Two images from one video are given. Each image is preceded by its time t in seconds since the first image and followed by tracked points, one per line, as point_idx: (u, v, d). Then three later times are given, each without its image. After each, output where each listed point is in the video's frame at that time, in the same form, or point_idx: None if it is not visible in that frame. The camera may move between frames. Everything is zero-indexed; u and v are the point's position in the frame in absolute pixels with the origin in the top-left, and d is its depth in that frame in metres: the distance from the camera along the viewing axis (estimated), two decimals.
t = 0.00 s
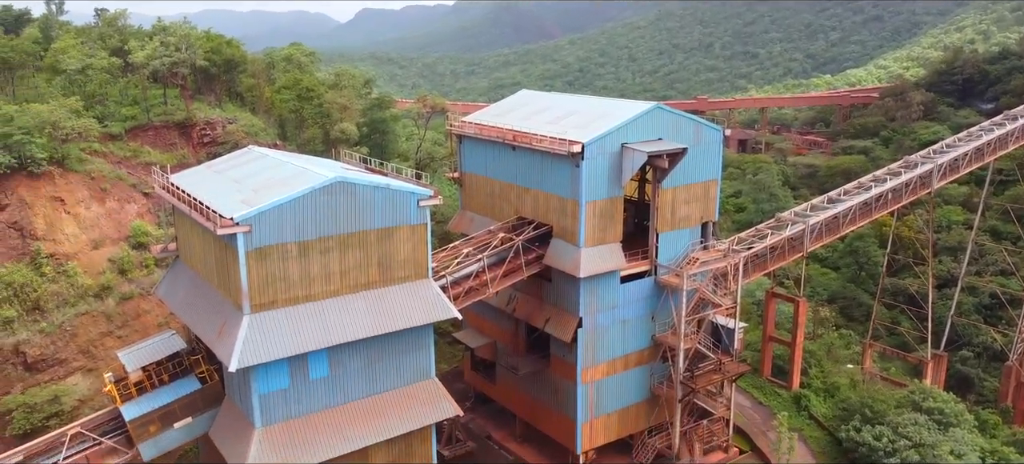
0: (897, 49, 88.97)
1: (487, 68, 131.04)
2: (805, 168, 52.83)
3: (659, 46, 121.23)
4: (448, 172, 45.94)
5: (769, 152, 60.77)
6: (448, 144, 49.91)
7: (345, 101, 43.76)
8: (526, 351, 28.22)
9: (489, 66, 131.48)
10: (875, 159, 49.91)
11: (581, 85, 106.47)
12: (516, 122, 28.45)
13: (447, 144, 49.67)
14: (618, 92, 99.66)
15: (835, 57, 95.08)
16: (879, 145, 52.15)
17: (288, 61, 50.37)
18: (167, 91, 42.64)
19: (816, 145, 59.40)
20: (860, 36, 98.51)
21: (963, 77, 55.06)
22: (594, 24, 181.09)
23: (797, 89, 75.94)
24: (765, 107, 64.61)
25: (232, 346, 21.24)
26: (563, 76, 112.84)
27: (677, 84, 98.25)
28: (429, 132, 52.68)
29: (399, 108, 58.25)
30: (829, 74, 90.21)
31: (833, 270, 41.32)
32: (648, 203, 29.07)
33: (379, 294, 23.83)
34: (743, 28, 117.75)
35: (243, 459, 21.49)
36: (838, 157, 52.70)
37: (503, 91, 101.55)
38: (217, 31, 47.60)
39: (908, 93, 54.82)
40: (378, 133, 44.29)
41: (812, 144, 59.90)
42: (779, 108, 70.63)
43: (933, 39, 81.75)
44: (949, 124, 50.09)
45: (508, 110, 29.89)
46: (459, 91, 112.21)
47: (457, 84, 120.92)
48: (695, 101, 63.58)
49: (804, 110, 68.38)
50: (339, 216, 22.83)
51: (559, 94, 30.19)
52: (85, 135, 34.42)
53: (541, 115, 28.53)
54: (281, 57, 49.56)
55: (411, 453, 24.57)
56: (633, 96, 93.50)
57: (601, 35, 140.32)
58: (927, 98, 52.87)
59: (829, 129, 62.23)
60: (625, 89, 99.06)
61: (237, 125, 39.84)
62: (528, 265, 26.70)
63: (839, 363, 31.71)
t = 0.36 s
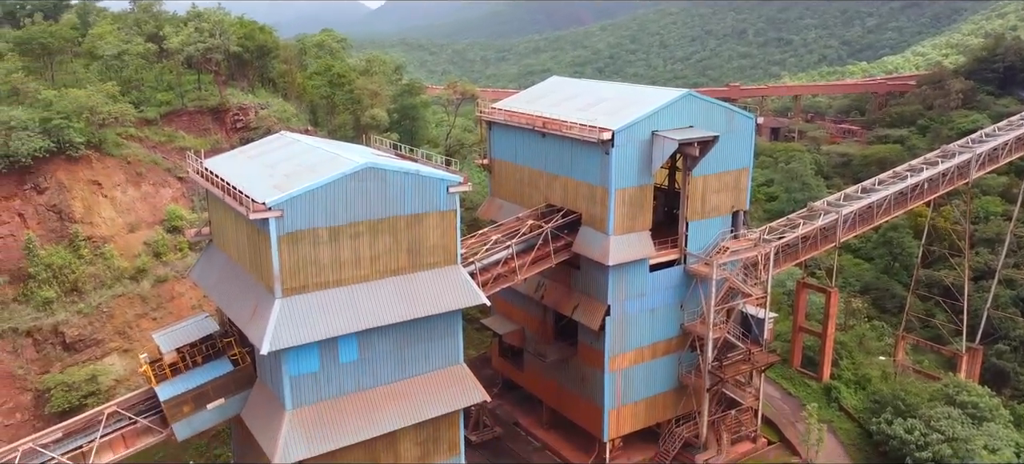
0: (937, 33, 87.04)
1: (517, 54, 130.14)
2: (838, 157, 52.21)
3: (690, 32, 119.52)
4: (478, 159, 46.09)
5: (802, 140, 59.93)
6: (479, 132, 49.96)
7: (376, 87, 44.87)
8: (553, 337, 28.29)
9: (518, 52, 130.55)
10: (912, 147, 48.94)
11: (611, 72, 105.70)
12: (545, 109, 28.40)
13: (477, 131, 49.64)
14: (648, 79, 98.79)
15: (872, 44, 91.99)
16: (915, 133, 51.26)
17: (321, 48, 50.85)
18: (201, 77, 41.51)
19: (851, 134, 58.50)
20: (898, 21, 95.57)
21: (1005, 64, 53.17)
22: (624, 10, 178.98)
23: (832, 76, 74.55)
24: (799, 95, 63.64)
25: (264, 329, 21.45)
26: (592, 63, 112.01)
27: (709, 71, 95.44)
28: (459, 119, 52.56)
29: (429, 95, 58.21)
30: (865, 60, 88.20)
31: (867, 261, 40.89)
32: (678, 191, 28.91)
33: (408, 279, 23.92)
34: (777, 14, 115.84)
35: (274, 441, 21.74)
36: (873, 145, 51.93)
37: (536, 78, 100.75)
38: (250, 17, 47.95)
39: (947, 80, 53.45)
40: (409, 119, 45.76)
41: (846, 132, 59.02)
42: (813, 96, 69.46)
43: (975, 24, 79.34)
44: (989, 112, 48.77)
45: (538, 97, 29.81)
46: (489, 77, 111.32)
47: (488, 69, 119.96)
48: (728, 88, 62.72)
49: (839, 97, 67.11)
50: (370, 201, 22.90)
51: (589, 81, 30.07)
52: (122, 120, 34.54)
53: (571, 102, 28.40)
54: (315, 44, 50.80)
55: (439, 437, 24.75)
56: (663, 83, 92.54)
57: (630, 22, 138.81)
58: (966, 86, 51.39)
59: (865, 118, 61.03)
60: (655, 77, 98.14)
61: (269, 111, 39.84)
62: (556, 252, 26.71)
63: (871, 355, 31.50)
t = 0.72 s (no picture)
0: (978, 21, 84.52)
1: (545, 42, 129.38)
2: (872, 147, 51.42)
3: (721, 20, 117.73)
4: (507, 147, 46.04)
5: (835, 130, 58.96)
6: (508, 120, 49.83)
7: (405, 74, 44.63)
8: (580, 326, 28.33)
9: (545, 37, 128.29)
10: (949, 138, 47.98)
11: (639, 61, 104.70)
12: (575, 97, 28.30)
13: (506, 119, 49.49)
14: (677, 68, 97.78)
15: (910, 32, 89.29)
16: (952, 124, 50.27)
17: (350, 35, 51.06)
18: (234, 64, 41.76)
19: (885, 124, 57.61)
20: (937, 8, 93.08)
21: None
22: None
23: (867, 65, 73.06)
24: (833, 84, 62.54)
25: (294, 314, 21.61)
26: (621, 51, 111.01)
27: (740, 60, 90.76)
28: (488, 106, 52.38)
29: (458, 83, 57.99)
30: (903, 49, 86.07)
31: (900, 254, 40.40)
32: (708, 181, 28.83)
33: (437, 267, 23.95)
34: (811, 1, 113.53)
35: (303, 425, 21.87)
36: (909, 136, 51.04)
37: (568, 65, 98.29)
38: (282, 5, 48.16)
39: (986, 70, 52.05)
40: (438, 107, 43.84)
41: (881, 122, 57.99)
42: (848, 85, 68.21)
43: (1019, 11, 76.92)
44: None
45: (567, 86, 29.69)
46: (518, 62, 110.01)
47: (517, 56, 119.40)
48: (760, 77, 61.53)
49: (873, 86, 65.82)
50: (399, 189, 22.91)
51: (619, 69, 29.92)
52: (156, 106, 34.44)
53: (600, 91, 28.23)
54: (346, 31, 50.93)
55: (465, 424, 24.80)
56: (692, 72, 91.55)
57: (660, 9, 137.09)
58: (1007, 75, 49.98)
59: (901, 108, 59.75)
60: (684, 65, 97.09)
61: (300, 99, 39.71)
62: (584, 241, 26.65)
63: (903, 349, 31.31)
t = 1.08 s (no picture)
0: None
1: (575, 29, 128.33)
2: (910, 138, 50.52)
3: (753, 7, 115.77)
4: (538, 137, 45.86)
5: (871, 120, 57.87)
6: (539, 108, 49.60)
7: (436, 63, 44.80)
8: (610, 317, 28.28)
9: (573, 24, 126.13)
10: (990, 130, 46.91)
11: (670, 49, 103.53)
12: (607, 87, 28.16)
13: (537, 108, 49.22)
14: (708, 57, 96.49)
15: (950, 21, 85.17)
16: (994, 115, 49.12)
17: (383, 23, 51.26)
18: (268, 52, 41.57)
19: (924, 114, 56.35)
20: None
21: None
22: None
23: (905, 53, 71.40)
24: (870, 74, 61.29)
25: (325, 302, 21.73)
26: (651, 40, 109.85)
27: (775, 49, 87.33)
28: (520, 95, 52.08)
29: (490, 70, 57.75)
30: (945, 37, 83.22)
31: (937, 247, 39.79)
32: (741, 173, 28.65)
33: (468, 257, 23.91)
34: None
35: (334, 410, 22.08)
36: (948, 127, 49.97)
37: (597, 54, 95.04)
38: None
39: None
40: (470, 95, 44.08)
41: (919, 113, 56.77)
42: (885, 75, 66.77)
43: None
44: None
45: (600, 75, 29.53)
46: (548, 49, 109.40)
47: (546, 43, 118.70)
48: (795, 66, 60.15)
49: (912, 76, 64.31)
50: (431, 178, 22.87)
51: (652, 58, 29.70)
52: (191, 94, 34.93)
53: (633, 80, 28.04)
54: (377, 19, 50.98)
55: (494, 413, 24.81)
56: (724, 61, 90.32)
57: None
58: None
59: (940, 98, 58.36)
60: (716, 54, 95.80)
61: (333, 87, 39.66)
62: (614, 232, 26.57)
63: (939, 344, 30.98)
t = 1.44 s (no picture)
0: None
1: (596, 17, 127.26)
2: (938, 129, 49.76)
3: None
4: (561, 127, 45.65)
5: (898, 112, 57.03)
6: (562, 98, 49.34)
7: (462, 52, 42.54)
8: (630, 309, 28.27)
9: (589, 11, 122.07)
10: (1021, 122, 46.12)
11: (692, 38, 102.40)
12: (631, 77, 28.02)
13: (560, 97, 48.89)
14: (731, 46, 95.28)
15: (983, 9, 81.00)
16: None
17: (406, 12, 48.64)
18: (293, 40, 41.64)
19: (953, 105, 55.31)
20: None
21: None
22: None
23: (934, 42, 70.13)
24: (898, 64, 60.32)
25: (348, 291, 21.84)
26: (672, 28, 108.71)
27: (802, 37, 81.36)
28: (542, 83, 51.66)
29: (513, 58, 57.46)
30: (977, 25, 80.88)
31: (964, 240, 39.44)
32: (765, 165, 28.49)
33: (489, 248, 23.91)
34: None
35: (356, 398, 22.28)
36: (978, 119, 49.17)
37: (617, 41, 91.99)
38: None
39: None
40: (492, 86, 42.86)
41: (948, 104, 55.79)
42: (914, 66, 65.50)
43: None
44: None
45: (623, 66, 29.39)
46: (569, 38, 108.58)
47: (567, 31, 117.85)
48: (821, 56, 59.04)
49: (941, 66, 63.05)
50: (454, 169, 22.85)
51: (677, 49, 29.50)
52: (217, 82, 34.96)
53: (657, 71, 27.91)
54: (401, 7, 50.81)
55: (514, 403, 24.86)
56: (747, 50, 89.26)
57: None
58: None
59: (970, 89, 57.33)
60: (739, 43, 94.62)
61: (357, 75, 39.42)
62: (636, 224, 26.52)
63: (964, 339, 30.82)
